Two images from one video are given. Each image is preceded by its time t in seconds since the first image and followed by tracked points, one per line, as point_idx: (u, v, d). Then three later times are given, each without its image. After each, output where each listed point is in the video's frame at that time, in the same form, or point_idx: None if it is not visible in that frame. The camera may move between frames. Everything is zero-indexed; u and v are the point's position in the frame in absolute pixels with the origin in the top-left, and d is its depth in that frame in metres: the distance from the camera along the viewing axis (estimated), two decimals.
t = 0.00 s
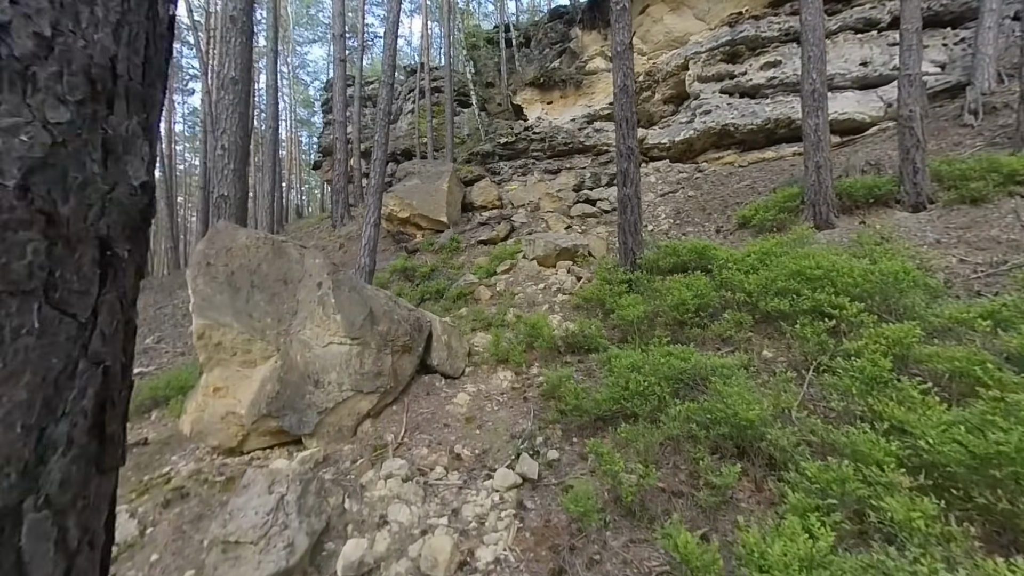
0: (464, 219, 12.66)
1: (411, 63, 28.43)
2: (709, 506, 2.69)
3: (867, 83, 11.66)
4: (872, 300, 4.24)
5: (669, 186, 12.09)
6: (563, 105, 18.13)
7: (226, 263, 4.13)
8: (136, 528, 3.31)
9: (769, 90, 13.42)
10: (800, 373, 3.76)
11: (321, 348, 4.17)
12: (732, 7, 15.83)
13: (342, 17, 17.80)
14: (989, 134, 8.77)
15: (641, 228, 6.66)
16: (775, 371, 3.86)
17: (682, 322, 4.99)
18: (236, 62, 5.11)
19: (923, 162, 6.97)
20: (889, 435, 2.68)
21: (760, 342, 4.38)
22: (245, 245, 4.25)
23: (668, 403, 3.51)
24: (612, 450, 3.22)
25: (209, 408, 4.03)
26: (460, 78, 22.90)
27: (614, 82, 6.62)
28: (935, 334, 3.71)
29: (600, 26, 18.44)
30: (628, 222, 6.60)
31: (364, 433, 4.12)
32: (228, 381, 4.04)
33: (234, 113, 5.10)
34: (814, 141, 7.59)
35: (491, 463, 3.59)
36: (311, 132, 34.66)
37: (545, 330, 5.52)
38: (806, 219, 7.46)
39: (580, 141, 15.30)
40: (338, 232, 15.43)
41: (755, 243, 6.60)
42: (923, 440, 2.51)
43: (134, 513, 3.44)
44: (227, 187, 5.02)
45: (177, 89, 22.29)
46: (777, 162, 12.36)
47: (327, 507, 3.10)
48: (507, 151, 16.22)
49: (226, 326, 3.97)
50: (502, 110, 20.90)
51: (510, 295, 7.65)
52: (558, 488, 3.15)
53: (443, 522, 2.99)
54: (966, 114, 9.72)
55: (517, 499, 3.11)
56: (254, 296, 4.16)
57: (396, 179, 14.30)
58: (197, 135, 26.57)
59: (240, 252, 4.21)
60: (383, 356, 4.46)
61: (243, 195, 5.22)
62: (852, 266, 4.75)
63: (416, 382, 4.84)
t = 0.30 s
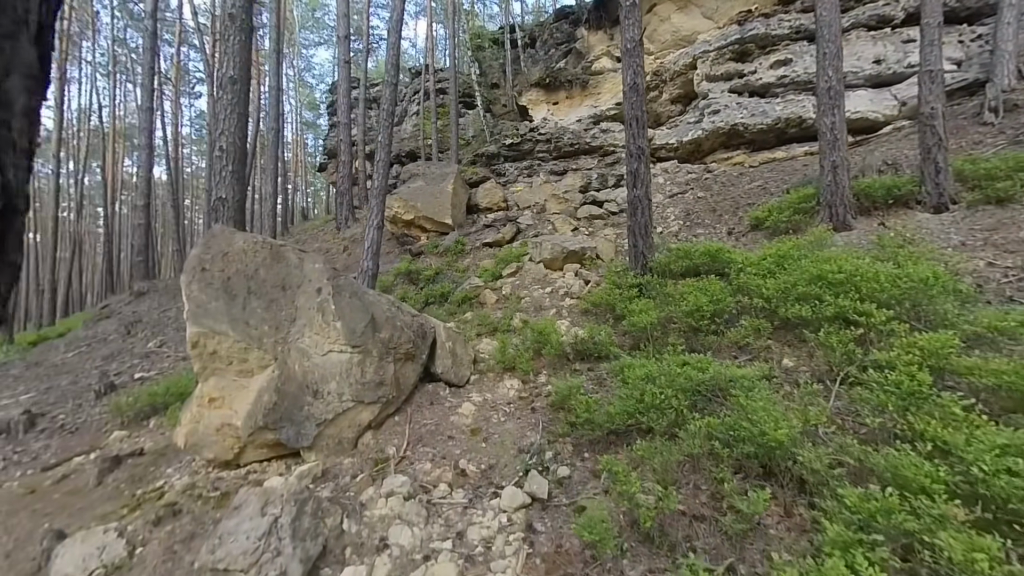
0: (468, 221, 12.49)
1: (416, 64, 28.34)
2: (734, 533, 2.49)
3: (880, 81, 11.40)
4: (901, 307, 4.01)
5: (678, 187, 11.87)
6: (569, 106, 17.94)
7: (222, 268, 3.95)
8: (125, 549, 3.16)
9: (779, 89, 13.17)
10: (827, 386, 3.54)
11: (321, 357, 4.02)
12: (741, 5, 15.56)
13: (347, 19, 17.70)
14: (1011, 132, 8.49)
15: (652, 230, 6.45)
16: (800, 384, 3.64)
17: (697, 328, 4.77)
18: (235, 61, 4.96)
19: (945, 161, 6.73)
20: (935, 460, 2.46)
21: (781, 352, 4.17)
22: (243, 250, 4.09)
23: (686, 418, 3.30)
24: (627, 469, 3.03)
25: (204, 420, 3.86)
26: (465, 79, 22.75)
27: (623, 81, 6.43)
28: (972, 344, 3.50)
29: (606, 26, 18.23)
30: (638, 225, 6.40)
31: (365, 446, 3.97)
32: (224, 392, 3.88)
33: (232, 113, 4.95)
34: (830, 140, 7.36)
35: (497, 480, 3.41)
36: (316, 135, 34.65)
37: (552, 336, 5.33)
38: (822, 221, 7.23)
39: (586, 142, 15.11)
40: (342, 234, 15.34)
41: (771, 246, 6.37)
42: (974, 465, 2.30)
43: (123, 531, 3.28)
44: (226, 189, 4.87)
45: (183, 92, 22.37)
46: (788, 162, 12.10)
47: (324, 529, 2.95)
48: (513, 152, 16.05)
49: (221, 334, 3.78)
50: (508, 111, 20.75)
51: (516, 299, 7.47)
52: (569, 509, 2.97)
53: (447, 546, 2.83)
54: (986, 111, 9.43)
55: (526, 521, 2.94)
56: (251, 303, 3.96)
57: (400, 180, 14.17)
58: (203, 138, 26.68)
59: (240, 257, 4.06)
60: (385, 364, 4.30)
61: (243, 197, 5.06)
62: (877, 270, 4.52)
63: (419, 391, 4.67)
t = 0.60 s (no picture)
0: (473, 220, 12.26)
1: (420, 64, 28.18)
2: (770, 559, 2.24)
3: (894, 74, 11.06)
4: (936, 305, 3.74)
5: (686, 184, 11.58)
6: (574, 103, 17.67)
7: (212, 266, 3.71)
8: (103, 567, 2.94)
9: (790, 84, 12.85)
10: (862, 392, 3.27)
11: (316, 360, 3.79)
12: None
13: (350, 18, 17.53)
14: None
15: (664, 226, 6.17)
16: (832, 390, 3.36)
17: (714, 329, 4.50)
18: (229, 50, 4.73)
19: (972, 154, 6.47)
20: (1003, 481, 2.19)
21: (807, 356, 3.90)
22: (234, 247, 3.86)
23: (710, 426, 3.04)
24: (645, 483, 2.78)
25: (192, 428, 3.64)
26: (469, 78, 22.55)
27: (632, 71, 6.18)
28: (1022, 347, 3.23)
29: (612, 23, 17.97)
30: (649, 221, 6.13)
31: (363, 455, 3.75)
32: (214, 397, 3.66)
33: (226, 104, 4.73)
34: (849, 133, 7.07)
35: (503, 493, 3.17)
36: (320, 136, 34.57)
37: (560, 338, 5.09)
38: (841, 217, 6.94)
39: (592, 140, 14.86)
40: (345, 234, 15.17)
41: (788, 243, 6.09)
42: None
43: (102, 548, 3.06)
44: (219, 184, 4.66)
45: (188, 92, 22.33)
46: (800, 158, 11.78)
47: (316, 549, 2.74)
48: (517, 150, 15.80)
49: (210, 336, 3.55)
50: (512, 109, 20.52)
51: (522, 299, 7.22)
52: (582, 527, 2.73)
53: (449, 569, 2.60)
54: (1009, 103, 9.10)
55: (535, 541, 2.70)
56: (242, 303, 3.73)
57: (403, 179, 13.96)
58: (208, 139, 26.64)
59: (231, 254, 3.83)
60: (384, 368, 4.07)
61: (237, 193, 4.84)
62: (907, 265, 4.24)
63: (421, 396, 4.44)
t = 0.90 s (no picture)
0: (477, 221, 11.97)
1: (423, 64, 27.96)
2: None
3: (910, 70, 10.65)
4: (982, 315, 3.43)
5: (696, 184, 11.25)
6: (579, 101, 17.37)
7: (195, 274, 3.46)
8: None
9: (802, 80, 12.49)
10: (907, 414, 2.97)
11: (308, 375, 3.52)
12: None
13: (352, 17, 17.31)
14: None
15: (677, 229, 5.86)
16: (872, 411, 3.06)
17: (735, 340, 4.21)
18: (219, 45, 4.48)
19: (1004, 150, 6.17)
20: None
21: (840, 371, 3.61)
22: (220, 253, 3.61)
23: (739, 453, 2.75)
24: (668, 519, 2.50)
25: (175, 448, 3.38)
26: (473, 78, 22.27)
27: (643, 64, 5.89)
28: None
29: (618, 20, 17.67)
30: (661, 222, 5.83)
31: (358, 477, 3.49)
32: (198, 415, 3.40)
33: (214, 100, 4.47)
34: (871, 129, 6.75)
35: (509, 524, 2.90)
36: (324, 137, 34.43)
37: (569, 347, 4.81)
38: (862, 218, 6.64)
39: (598, 139, 14.56)
40: (347, 236, 14.96)
41: (808, 245, 5.77)
42: None
43: None
44: (207, 185, 4.41)
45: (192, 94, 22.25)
46: (814, 156, 11.42)
47: None
48: (522, 150, 15.52)
49: (193, 350, 3.30)
50: (517, 108, 20.25)
51: (527, 304, 6.94)
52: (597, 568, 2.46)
53: None
54: None
55: None
56: (229, 314, 3.48)
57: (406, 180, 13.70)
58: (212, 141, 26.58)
59: (217, 262, 3.58)
60: (381, 382, 3.81)
61: (227, 195, 4.59)
62: (944, 270, 3.93)
63: (421, 410, 4.18)
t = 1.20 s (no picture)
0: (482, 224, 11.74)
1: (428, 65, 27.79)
2: None
3: (927, 66, 10.25)
4: None
5: (707, 184, 10.96)
6: (586, 101, 17.10)
7: (186, 285, 3.25)
8: None
9: (814, 78, 12.16)
10: (960, 440, 2.72)
11: (305, 393, 3.31)
12: None
13: (356, 17, 17.12)
14: None
15: (693, 232, 5.60)
16: (919, 435, 2.81)
17: (760, 352, 3.95)
18: (215, 44, 4.29)
19: None
20: None
21: (878, 389, 3.35)
22: (213, 262, 3.40)
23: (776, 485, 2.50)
24: (700, 561, 2.26)
25: (164, 470, 3.18)
26: (478, 78, 22.05)
27: (657, 62, 5.65)
28: None
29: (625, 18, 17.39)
30: (677, 226, 5.57)
31: (359, 502, 3.27)
32: (189, 436, 3.20)
33: (210, 101, 4.26)
34: (895, 127, 6.46)
35: (521, 560, 2.69)
36: (329, 138, 34.32)
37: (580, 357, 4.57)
38: (885, 221, 6.37)
39: (605, 139, 14.32)
40: (352, 238, 14.79)
41: (831, 249, 5.50)
42: None
43: None
44: (202, 191, 4.19)
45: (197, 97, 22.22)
46: (828, 155, 11.09)
47: None
48: (528, 150, 15.29)
49: (184, 367, 3.09)
50: (522, 108, 20.01)
51: (536, 310, 6.71)
52: None
53: None
54: None
55: None
56: (222, 328, 3.26)
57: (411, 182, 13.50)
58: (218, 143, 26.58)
59: (210, 271, 3.37)
60: (384, 398, 3.60)
61: (223, 200, 4.38)
62: (987, 277, 3.67)
63: (425, 427, 3.96)
